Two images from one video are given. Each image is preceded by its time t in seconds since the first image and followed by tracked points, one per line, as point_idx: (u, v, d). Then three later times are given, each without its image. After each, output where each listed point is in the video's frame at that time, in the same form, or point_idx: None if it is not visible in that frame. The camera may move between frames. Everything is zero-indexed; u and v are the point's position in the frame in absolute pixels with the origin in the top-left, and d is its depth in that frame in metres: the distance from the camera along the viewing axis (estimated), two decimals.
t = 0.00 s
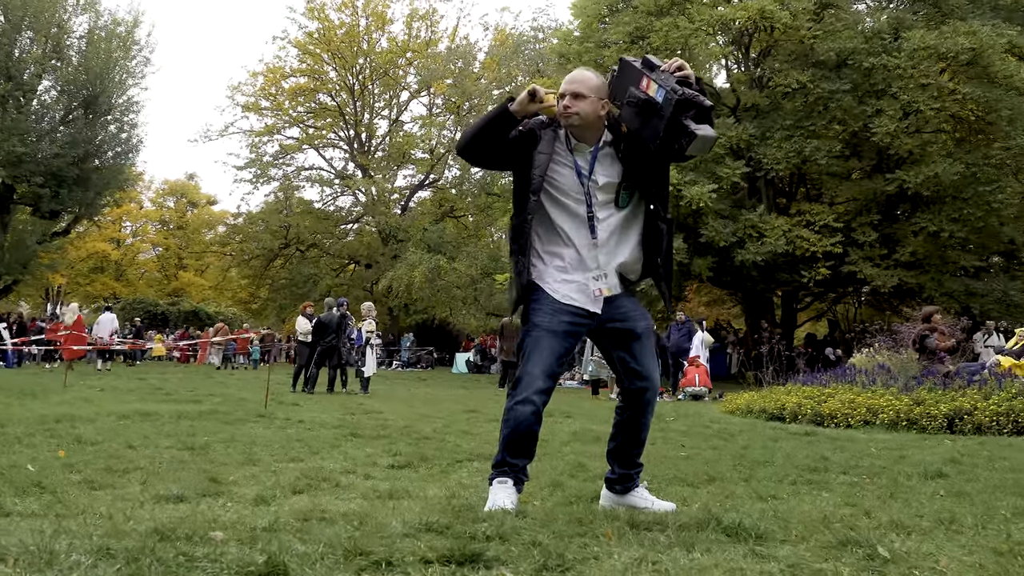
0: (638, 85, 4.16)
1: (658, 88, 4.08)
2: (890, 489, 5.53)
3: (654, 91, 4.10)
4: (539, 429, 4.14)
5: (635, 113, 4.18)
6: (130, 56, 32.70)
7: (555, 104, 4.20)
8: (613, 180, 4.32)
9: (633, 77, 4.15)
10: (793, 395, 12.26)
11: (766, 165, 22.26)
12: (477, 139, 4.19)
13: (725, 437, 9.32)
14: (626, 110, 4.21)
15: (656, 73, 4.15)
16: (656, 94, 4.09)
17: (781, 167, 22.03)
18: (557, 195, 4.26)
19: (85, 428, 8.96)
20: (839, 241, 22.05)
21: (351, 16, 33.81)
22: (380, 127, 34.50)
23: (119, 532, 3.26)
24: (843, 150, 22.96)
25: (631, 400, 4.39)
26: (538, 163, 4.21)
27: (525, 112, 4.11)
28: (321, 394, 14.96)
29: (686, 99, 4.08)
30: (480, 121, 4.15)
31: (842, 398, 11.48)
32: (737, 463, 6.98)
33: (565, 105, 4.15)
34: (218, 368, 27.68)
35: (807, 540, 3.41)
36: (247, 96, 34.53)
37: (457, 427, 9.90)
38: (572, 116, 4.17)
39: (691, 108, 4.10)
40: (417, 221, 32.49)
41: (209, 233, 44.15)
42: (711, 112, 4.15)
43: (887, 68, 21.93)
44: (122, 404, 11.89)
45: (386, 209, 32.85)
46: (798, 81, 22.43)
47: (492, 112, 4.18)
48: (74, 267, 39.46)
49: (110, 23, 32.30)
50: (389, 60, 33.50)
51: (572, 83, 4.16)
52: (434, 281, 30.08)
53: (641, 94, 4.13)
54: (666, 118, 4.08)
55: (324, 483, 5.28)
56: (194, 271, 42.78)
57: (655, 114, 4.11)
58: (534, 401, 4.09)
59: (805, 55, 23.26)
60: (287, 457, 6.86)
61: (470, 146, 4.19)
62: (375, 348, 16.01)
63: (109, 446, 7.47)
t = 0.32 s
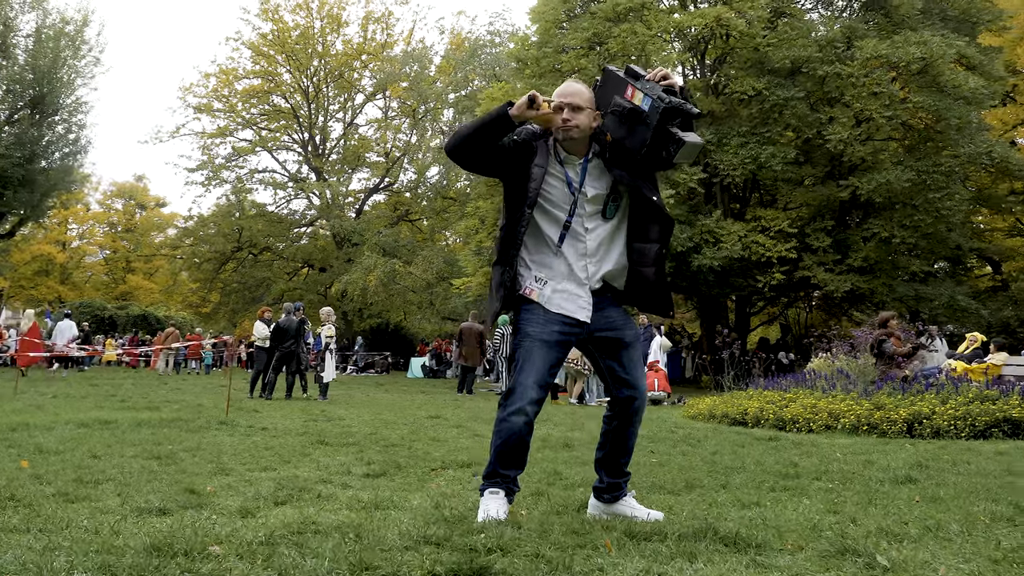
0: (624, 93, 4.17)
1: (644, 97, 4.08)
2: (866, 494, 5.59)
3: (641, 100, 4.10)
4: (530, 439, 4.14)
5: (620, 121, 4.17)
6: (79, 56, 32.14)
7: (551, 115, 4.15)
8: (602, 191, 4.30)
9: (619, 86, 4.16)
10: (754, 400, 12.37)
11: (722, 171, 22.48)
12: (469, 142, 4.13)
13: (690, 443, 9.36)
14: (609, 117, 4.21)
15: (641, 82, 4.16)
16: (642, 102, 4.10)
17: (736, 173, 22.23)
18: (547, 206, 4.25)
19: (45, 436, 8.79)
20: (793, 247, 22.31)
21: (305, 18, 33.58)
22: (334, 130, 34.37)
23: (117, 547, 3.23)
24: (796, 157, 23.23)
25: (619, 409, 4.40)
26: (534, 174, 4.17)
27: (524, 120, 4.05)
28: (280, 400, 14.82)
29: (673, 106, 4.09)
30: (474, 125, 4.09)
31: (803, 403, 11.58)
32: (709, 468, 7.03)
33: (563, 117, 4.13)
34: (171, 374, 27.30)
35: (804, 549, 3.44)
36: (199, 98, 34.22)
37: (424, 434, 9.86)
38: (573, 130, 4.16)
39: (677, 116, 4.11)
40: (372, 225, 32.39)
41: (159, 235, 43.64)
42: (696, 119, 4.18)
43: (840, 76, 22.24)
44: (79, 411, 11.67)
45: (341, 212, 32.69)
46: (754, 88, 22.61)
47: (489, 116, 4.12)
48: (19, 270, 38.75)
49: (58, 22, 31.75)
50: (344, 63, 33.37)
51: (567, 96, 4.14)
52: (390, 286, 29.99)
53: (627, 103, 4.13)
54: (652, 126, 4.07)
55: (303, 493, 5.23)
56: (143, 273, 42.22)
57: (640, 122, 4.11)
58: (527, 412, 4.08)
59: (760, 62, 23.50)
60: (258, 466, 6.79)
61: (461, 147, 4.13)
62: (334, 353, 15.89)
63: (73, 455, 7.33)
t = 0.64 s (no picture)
0: (616, 105, 4.26)
1: (640, 109, 4.22)
2: (844, 499, 5.63)
3: (635, 112, 4.24)
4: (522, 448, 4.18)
5: (612, 131, 4.27)
6: (30, 57, 31.66)
7: (559, 123, 4.07)
8: (591, 201, 4.31)
9: (612, 96, 4.24)
10: (719, 405, 12.48)
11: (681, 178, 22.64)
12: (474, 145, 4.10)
13: (658, 448, 9.38)
14: (599, 125, 4.27)
15: (633, 95, 4.27)
16: (636, 114, 4.23)
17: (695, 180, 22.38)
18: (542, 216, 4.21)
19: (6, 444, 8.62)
20: (751, 254, 22.51)
21: (262, 21, 33.33)
22: (291, 134, 34.24)
23: (115, 557, 3.20)
24: (754, 164, 23.45)
25: (604, 415, 4.41)
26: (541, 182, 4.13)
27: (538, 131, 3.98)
28: (241, 407, 14.67)
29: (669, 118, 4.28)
30: (486, 129, 4.05)
31: (767, 408, 11.68)
32: (684, 475, 7.05)
33: (576, 124, 4.06)
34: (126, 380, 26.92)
35: (800, 555, 3.46)
36: (154, 101, 33.85)
37: (392, 441, 9.80)
38: (581, 138, 4.11)
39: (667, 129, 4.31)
40: (330, 229, 32.23)
41: (111, 241, 43.10)
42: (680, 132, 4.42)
43: (797, 85, 22.50)
44: (37, 419, 11.45)
45: (298, 217, 32.49)
46: (713, 95, 22.65)
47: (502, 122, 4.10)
48: None
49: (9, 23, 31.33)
50: (301, 67, 33.27)
51: (570, 105, 4.08)
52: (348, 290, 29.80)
53: (620, 113, 4.25)
54: (646, 138, 4.24)
55: (284, 501, 5.18)
56: (95, 278, 41.67)
57: (633, 132, 4.26)
58: (520, 421, 4.12)
59: (719, 70, 23.69)
60: (230, 474, 6.70)
61: (467, 148, 4.08)
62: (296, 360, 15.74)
63: (40, 464, 7.18)
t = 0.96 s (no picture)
0: (605, 111, 4.37)
1: (629, 118, 4.36)
2: (823, 502, 5.67)
3: (624, 120, 4.37)
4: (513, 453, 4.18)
5: (600, 138, 4.36)
6: None
7: (562, 127, 4.13)
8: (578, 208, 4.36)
9: (603, 103, 4.35)
10: (684, 410, 12.56)
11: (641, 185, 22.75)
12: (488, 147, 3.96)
13: (629, 453, 9.39)
14: (589, 131, 4.36)
15: (620, 103, 4.40)
16: (625, 121, 4.36)
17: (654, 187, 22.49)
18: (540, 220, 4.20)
19: None
20: (709, 260, 22.67)
21: (216, 25, 33.01)
22: (246, 139, 34.04)
23: (113, 565, 3.15)
24: (712, 171, 23.63)
25: (584, 417, 4.41)
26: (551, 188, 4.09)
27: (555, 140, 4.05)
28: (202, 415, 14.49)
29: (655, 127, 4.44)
30: (504, 131, 3.93)
31: (733, 413, 11.76)
32: (659, 479, 7.07)
33: (579, 128, 4.13)
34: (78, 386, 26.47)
35: (798, 558, 3.48)
36: (106, 105, 33.43)
37: (361, 447, 9.74)
38: (580, 143, 4.17)
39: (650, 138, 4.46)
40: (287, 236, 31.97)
41: (62, 246, 42.43)
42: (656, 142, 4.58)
43: (755, 93, 22.68)
44: None
45: (254, 223, 32.21)
46: (672, 103, 22.78)
47: (516, 123, 3.99)
48: None
49: None
50: (257, 72, 33.04)
51: (571, 108, 4.13)
52: (304, 297, 29.54)
53: (609, 121, 4.37)
54: (636, 147, 4.38)
55: (267, 508, 5.12)
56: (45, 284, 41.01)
57: (622, 140, 4.37)
58: (513, 427, 4.12)
59: (678, 79, 23.87)
60: (204, 481, 6.61)
61: (483, 150, 3.95)
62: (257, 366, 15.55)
63: (6, 471, 7.03)
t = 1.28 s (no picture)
0: (603, 114, 4.41)
1: (629, 119, 4.41)
2: (816, 507, 5.71)
3: (623, 122, 4.41)
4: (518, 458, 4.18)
5: (601, 141, 4.37)
6: None
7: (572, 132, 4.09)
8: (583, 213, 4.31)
9: (601, 105, 4.39)
10: (666, 416, 12.61)
11: (617, 192, 22.79)
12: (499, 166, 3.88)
13: (614, 458, 9.41)
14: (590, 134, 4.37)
15: (619, 106, 4.44)
16: (624, 123, 4.40)
17: (630, 193, 22.54)
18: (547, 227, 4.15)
19: None
20: (685, 266, 22.76)
21: (188, 30, 32.74)
22: (218, 144, 33.88)
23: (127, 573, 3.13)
24: (687, 178, 23.74)
25: (587, 422, 4.41)
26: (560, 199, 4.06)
27: (568, 148, 3.99)
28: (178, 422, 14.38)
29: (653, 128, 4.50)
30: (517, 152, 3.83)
31: (715, 418, 11.81)
32: (649, 484, 7.09)
33: (590, 132, 4.10)
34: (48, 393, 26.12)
35: (811, 562, 3.50)
36: (76, 109, 33.07)
37: (346, 453, 9.69)
38: (589, 146, 4.14)
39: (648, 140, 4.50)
40: (259, 242, 31.76)
41: (31, 251, 41.96)
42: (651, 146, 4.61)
43: (730, 100, 22.78)
44: None
45: (226, 228, 31.98)
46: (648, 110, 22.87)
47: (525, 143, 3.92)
48: None
49: None
50: (229, 77, 32.89)
51: (580, 111, 4.10)
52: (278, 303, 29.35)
53: (608, 123, 4.40)
54: (637, 147, 4.39)
55: (265, 514, 5.09)
56: (13, 290, 40.51)
57: (622, 141, 4.39)
58: (519, 432, 4.12)
59: (652, 86, 23.86)
60: (193, 487, 6.55)
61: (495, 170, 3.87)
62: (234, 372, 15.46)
63: None
